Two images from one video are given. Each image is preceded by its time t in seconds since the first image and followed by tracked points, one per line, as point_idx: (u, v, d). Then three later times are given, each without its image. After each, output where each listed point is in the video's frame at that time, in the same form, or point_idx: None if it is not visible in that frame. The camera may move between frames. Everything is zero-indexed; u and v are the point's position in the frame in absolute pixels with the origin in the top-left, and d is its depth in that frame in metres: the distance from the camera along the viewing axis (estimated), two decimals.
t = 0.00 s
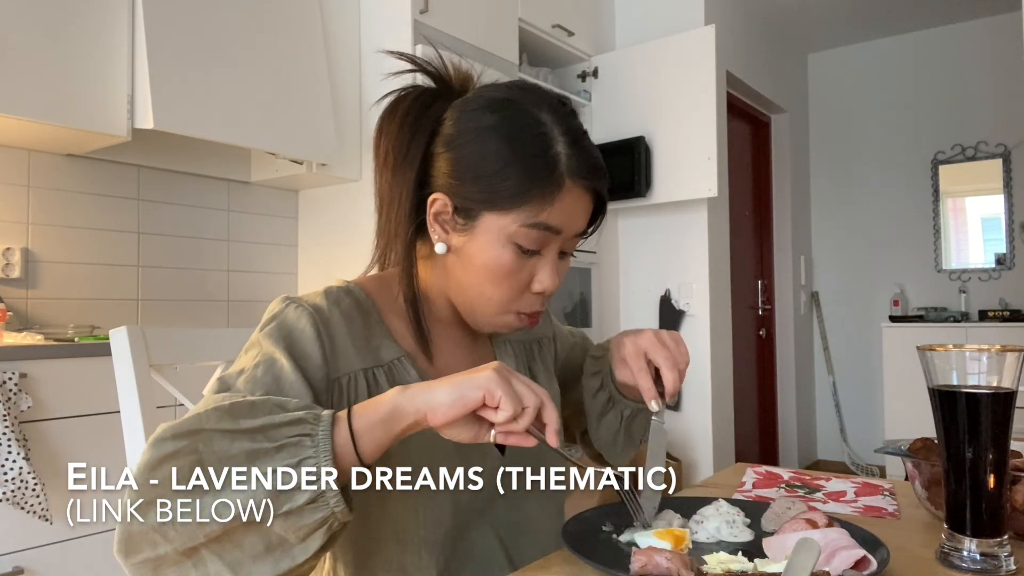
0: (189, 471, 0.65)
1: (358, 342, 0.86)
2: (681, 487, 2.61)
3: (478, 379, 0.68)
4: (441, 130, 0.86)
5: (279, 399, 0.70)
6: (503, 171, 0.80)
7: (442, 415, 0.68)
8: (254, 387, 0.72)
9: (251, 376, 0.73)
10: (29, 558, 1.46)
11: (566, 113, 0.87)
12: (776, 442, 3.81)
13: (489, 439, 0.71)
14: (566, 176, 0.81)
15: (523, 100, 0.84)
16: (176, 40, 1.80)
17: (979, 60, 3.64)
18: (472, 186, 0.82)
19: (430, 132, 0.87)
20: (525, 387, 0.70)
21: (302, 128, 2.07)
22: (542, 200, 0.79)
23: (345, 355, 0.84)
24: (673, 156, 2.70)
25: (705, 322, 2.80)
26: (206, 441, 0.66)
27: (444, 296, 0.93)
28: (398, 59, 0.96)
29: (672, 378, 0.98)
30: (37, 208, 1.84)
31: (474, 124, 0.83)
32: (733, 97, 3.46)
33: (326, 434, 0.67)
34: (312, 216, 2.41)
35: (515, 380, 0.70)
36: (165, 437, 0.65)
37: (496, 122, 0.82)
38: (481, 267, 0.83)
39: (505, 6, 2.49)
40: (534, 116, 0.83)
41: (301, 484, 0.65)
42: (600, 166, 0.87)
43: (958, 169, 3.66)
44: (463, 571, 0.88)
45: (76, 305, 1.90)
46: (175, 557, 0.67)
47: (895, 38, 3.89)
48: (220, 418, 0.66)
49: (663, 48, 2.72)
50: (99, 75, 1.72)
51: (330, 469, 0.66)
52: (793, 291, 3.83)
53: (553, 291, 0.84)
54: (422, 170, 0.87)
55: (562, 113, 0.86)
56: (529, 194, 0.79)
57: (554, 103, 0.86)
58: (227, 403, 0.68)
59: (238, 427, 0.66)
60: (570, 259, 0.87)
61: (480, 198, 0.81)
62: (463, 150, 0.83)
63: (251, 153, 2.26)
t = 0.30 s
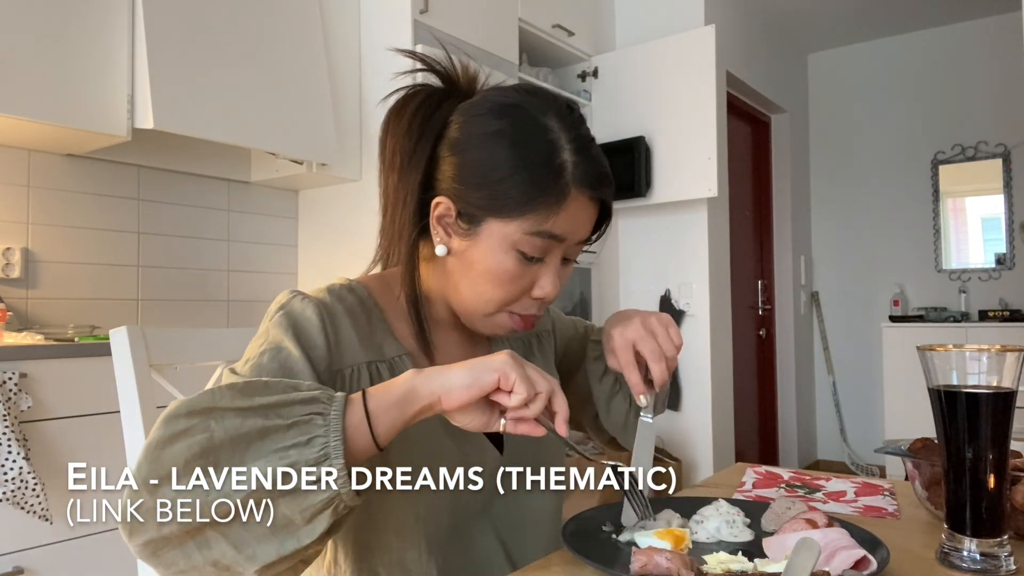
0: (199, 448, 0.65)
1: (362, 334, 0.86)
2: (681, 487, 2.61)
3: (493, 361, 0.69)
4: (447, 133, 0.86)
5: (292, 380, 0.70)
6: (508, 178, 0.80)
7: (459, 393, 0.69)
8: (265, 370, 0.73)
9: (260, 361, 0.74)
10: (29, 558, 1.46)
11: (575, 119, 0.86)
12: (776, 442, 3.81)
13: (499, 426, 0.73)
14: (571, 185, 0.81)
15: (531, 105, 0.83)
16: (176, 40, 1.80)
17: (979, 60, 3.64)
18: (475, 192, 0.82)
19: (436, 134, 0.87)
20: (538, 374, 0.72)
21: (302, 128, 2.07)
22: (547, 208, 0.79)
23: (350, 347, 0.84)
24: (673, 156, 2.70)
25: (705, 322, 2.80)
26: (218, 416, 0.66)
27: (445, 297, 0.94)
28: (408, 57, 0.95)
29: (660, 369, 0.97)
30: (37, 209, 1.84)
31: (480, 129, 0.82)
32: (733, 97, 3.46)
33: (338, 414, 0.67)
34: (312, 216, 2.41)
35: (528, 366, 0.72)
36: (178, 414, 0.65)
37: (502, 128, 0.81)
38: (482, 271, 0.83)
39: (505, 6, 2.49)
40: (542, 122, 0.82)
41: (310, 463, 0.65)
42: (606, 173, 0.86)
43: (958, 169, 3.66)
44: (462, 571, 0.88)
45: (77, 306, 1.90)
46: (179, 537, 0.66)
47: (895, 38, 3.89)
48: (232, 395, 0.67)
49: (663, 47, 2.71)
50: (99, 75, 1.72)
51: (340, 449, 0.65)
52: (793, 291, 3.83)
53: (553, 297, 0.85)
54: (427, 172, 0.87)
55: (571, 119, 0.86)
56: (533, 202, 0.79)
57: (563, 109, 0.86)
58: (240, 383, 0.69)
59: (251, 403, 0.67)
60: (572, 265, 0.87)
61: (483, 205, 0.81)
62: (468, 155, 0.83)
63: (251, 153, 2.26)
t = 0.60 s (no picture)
0: (228, 415, 0.64)
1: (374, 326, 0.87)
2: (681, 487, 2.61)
3: (529, 366, 0.69)
4: (454, 135, 0.86)
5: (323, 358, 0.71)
6: (516, 179, 0.80)
7: (490, 389, 0.68)
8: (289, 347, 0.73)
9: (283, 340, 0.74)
10: (29, 558, 1.45)
11: (580, 120, 0.86)
12: (775, 442, 3.81)
13: (517, 429, 0.72)
14: (578, 186, 0.81)
15: (538, 108, 0.83)
16: (176, 39, 1.80)
17: (979, 60, 3.64)
18: (482, 193, 0.82)
19: (443, 135, 0.87)
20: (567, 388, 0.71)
21: (301, 128, 2.07)
22: (554, 210, 0.79)
23: (363, 337, 0.85)
24: (673, 156, 2.69)
25: (705, 322, 2.80)
26: (249, 384, 0.66)
27: (454, 295, 0.94)
28: (418, 59, 0.96)
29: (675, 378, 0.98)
30: (37, 208, 1.84)
31: (486, 131, 0.82)
32: (733, 97, 3.46)
33: (367, 393, 0.67)
34: (312, 216, 2.41)
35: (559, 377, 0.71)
36: (210, 379, 0.65)
37: (509, 130, 0.81)
38: (490, 273, 0.83)
39: (505, 5, 2.49)
40: (549, 124, 0.82)
41: (337, 437, 0.65)
42: (611, 175, 0.87)
43: (958, 170, 3.66)
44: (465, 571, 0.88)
45: (76, 306, 1.90)
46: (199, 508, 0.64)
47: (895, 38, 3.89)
48: (266, 367, 0.67)
49: (663, 47, 2.71)
50: (99, 75, 1.72)
51: (367, 427, 0.66)
52: (793, 291, 3.83)
53: (561, 298, 0.85)
54: (434, 174, 0.87)
55: (576, 121, 0.86)
56: (541, 205, 0.79)
57: (569, 112, 0.86)
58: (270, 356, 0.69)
59: (283, 375, 0.67)
60: (578, 266, 0.87)
61: (490, 206, 0.81)
62: (475, 157, 0.83)
63: (251, 153, 2.26)
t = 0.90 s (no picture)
0: (210, 440, 0.63)
1: (371, 329, 0.86)
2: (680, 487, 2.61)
3: (512, 414, 0.65)
4: (454, 134, 0.86)
5: (309, 383, 0.69)
6: (515, 174, 0.80)
7: (471, 438, 0.66)
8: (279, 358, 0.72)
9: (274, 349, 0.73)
10: (29, 558, 1.45)
11: (577, 114, 0.87)
12: (776, 442, 3.81)
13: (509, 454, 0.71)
14: (578, 179, 0.82)
15: (535, 104, 0.83)
16: (176, 39, 1.80)
17: (979, 60, 3.64)
18: (484, 188, 0.82)
19: (443, 134, 0.87)
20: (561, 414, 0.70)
21: (302, 128, 2.07)
22: (554, 203, 0.80)
23: (359, 341, 0.84)
24: (673, 156, 2.69)
25: (705, 322, 2.80)
26: (230, 413, 0.65)
27: (456, 293, 0.94)
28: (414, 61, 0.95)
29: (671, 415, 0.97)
30: (36, 208, 1.84)
31: (484, 127, 0.82)
32: (733, 97, 3.46)
33: (347, 431, 0.66)
34: (312, 216, 2.41)
35: (552, 407, 0.69)
36: (192, 405, 0.64)
37: (507, 126, 0.81)
38: (492, 269, 0.83)
39: (505, 5, 2.49)
40: (547, 120, 0.82)
41: (318, 473, 0.64)
42: (610, 170, 0.87)
43: (958, 170, 3.66)
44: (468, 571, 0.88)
45: (77, 306, 1.90)
46: (182, 526, 0.63)
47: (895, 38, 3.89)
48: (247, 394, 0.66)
49: (663, 47, 2.71)
50: (99, 75, 1.72)
51: (348, 464, 0.64)
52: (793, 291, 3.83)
53: (563, 293, 0.85)
54: (434, 173, 0.87)
55: (574, 116, 0.86)
56: (542, 198, 0.80)
57: (565, 107, 0.86)
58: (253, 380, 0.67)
59: (266, 405, 0.66)
60: (579, 261, 0.88)
61: (492, 200, 0.82)
62: (475, 153, 0.83)
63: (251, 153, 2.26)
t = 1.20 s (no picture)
0: None
1: (357, 343, 0.82)
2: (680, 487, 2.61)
3: (444, 537, 0.61)
4: (448, 129, 0.87)
5: (259, 498, 0.66)
6: (509, 163, 0.81)
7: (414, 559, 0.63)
8: (241, 433, 0.69)
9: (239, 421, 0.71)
10: (29, 558, 1.45)
11: (567, 110, 0.88)
12: (775, 443, 3.81)
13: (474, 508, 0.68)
14: (572, 168, 0.82)
15: (529, 97, 0.85)
16: (176, 40, 1.80)
17: (979, 60, 3.64)
18: (477, 180, 0.82)
19: (436, 130, 0.87)
20: (497, 497, 0.62)
21: (302, 129, 2.07)
22: (549, 190, 0.80)
23: (344, 359, 0.80)
24: (673, 156, 2.70)
25: (705, 322, 2.80)
26: (183, 551, 0.66)
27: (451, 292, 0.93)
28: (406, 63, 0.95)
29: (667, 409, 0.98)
30: (36, 208, 1.84)
31: (479, 121, 0.84)
32: (733, 97, 3.46)
33: (293, 564, 0.64)
34: (312, 216, 2.41)
35: (484, 498, 0.62)
36: (148, 551, 0.66)
37: (501, 119, 0.83)
38: (488, 259, 0.82)
39: (505, 5, 2.49)
40: (541, 113, 0.84)
41: None
42: (604, 163, 0.88)
43: (958, 170, 3.66)
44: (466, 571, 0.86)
45: (77, 306, 1.90)
46: None
47: (895, 38, 3.89)
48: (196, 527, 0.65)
49: (663, 47, 2.71)
50: (99, 75, 1.72)
51: None
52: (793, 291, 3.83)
53: (558, 284, 0.84)
54: (429, 169, 0.88)
55: (565, 112, 0.88)
56: (535, 186, 0.80)
57: (558, 103, 0.88)
58: (203, 500, 0.67)
59: (214, 544, 0.65)
60: (574, 254, 0.87)
61: (485, 191, 0.82)
62: (469, 146, 0.84)
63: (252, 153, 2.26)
